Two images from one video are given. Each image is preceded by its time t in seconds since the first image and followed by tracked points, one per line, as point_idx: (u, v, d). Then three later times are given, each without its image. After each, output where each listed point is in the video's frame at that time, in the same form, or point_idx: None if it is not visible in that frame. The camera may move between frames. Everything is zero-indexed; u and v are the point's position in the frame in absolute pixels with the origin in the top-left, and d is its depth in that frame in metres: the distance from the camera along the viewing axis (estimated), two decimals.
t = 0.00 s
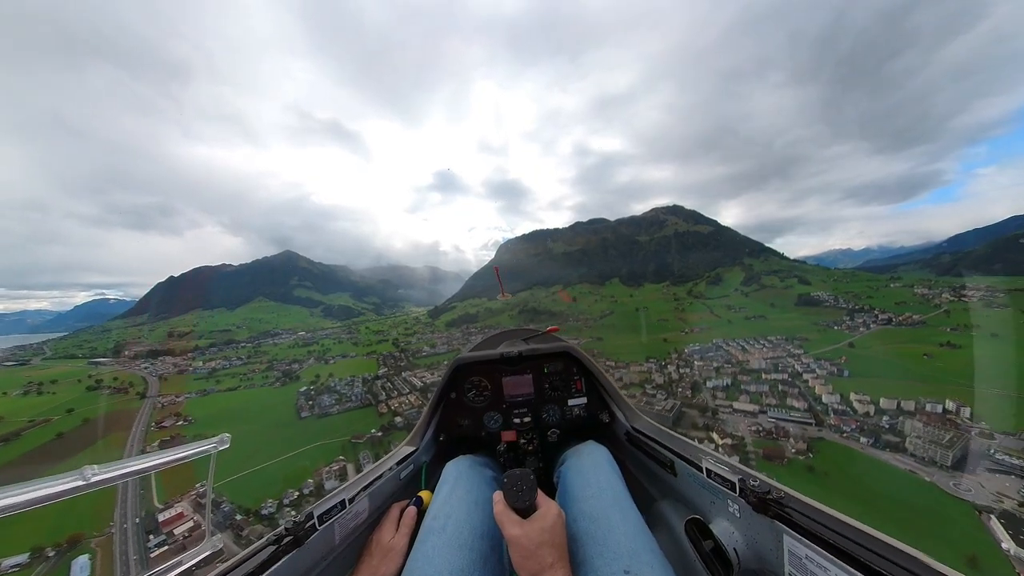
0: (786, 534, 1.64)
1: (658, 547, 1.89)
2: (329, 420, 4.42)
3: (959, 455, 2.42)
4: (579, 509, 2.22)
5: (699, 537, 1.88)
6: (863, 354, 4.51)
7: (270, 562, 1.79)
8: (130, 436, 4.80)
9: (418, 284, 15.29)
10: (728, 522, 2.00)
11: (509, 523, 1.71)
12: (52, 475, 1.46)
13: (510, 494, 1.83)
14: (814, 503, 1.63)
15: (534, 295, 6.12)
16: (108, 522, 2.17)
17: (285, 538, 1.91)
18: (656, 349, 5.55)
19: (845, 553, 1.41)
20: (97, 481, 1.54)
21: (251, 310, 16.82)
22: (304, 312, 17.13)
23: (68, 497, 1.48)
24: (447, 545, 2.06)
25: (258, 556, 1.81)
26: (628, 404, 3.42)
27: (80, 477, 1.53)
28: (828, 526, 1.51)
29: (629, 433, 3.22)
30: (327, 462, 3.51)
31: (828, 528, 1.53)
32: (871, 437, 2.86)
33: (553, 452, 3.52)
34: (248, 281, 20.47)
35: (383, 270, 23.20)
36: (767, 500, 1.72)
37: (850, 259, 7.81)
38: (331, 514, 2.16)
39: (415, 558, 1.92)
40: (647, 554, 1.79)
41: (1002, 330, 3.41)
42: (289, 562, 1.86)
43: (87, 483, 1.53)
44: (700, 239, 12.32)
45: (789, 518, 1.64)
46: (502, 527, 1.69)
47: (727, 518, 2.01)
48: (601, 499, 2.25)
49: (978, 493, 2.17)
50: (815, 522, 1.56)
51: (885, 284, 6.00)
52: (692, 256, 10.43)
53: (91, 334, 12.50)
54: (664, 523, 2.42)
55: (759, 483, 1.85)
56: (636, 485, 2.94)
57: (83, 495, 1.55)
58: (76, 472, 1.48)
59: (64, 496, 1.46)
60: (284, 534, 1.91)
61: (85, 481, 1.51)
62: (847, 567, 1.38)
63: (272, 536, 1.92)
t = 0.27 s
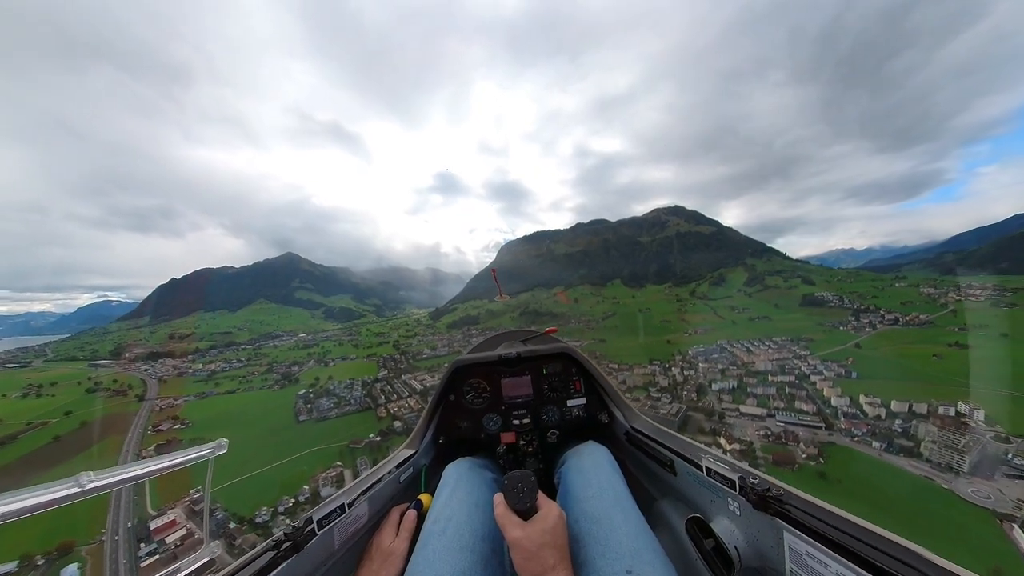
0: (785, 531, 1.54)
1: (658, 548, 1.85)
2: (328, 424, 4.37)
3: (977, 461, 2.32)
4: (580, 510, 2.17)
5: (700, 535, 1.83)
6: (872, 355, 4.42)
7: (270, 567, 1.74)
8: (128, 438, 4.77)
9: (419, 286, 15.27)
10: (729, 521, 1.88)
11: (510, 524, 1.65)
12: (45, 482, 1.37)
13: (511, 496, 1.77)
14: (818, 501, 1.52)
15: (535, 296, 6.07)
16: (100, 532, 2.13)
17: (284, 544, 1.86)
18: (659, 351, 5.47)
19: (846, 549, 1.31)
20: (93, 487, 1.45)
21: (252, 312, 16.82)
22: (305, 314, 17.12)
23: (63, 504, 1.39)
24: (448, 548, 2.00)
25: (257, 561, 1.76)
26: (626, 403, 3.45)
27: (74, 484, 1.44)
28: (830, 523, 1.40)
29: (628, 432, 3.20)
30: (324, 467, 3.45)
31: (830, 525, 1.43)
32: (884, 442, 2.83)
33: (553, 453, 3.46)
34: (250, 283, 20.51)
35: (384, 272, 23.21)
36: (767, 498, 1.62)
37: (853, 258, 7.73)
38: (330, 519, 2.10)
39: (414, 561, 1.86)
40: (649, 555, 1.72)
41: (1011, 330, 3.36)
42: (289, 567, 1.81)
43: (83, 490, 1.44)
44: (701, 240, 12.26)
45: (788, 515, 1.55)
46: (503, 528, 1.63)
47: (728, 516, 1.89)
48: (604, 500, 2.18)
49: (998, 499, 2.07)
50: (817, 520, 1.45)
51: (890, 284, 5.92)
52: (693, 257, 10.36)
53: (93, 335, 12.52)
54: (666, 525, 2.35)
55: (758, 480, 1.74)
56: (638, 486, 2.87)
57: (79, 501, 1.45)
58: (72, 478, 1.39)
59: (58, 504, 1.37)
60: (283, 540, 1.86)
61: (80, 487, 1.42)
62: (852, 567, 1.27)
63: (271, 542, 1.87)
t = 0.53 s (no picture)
0: (786, 531, 1.56)
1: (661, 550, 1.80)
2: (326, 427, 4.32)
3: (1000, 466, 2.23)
4: (581, 509, 2.15)
5: (702, 536, 1.86)
6: (880, 356, 4.34)
7: (273, 570, 1.69)
8: (125, 441, 4.74)
9: (420, 288, 15.25)
10: (729, 521, 1.89)
11: (511, 526, 1.61)
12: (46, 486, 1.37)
13: (512, 498, 1.73)
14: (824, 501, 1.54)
15: (537, 298, 6.01)
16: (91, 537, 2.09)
17: (285, 547, 1.82)
18: (663, 353, 5.42)
19: (846, 549, 1.33)
20: (94, 491, 1.45)
21: (254, 313, 16.84)
22: (307, 315, 17.11)
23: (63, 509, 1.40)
24: (448, 550, 1.96)
25: (258, 565, 1.72)
26: (627, 404, 3.47)
27: (74, 488, 1.44)
28: (831, 524, 1.42)
29: (628, 433, 3.24)
30: (322, 472, 3.40)
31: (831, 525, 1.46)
32: (898, 448, 2.75)
33: (554, 454, 3.42)
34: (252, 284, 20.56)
35: (386, 274, 23.19)
36: (768, 499, 1.64)
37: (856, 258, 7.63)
38: (331, 522, 2.07)
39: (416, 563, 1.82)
40: (649, 556, 1.70)
41: None
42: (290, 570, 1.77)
43: (83, 495, 1.44)
44: (704, 241, 12.17)
45: (789, 516, 1.57)
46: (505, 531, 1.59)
47: (729, 517, 1.90)
48: (604, 500, 2.16)
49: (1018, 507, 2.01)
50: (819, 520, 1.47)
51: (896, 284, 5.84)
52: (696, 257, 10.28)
53: (97, 336, 12.56)
54: (666, 524, 2.35)
55: (760, 481, 1.77)
56: (639, 487, 2.85)
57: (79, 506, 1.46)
58: (73, 482, 1.40)
59: (61, 509, 1.36)
60: (284, 544, 1.82)
61: (80, 492, 1.42)
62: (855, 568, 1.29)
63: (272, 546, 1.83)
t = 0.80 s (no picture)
0: (791, 531, 1.80)
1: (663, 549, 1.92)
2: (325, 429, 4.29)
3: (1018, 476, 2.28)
4: (587, 510, 2.28)
5: (705, 538, 2.16)
6: (890, 359, 4.25)
7: (274, 571, 1.73)
8: (124, 442, 4.74)
9: (423, 289, 15.21)
10: (733, 521, 2.17)
11: (517, 527, 1.71)
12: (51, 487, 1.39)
13: (518, 498, 1.83)
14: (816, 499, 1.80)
15: (540, 299, 5.96)
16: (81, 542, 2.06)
17: (288, 548, 1.86)
18: (667, 356, 5.37)
19: (852, 550, 1.52)
20: (97, 493, 1.47)
21: (257, 313, 16.89)
22: (309, 316, 17.10)
23: (65, 509, 1.42)
24: (452, 551, 2.01)
25: (261, 564, 1.76)
26: (632, 405, 3.45)
27: (78, 489, 1.46)
28: (835, 525, 1.63)
29: (632, 434, 3.23)
30: (320, 476, 3.37)
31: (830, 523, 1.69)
32: (915, 455, 2.70)
33: (557, 455, 3.38)
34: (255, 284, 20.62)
35: (388, 274, 23.15)
36: (772, 500, 1.90)
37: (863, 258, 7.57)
38: (333, 523, 2.13)
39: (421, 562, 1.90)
40: (653, 556, 1.83)
41: None
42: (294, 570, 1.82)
43: (86, 496, 1.46)
44: (708, 242, 12.06)
45: (793, 515, 1.81)
46: (511, 532, 1.70)
47: (733, 517, 2.17)
48: (607, 500, 2.30)
49: None
50: (813, 518, 1.73)
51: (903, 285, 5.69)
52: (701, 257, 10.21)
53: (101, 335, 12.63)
54: (669, 524, 2.57)
55: (764, 481, 2.01)
56: (642, 488, 2.98)
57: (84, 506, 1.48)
58: (77, 483, 1.42)
59: (63, 509, 1.39)
60: (289, 545, 1.86)
61: (84, 493, 1.44)
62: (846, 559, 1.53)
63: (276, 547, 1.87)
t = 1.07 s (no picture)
0: (796, 535, 1.77)
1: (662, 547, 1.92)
2: (325, 431, 4.26)
3: None
4: (590, 510, 2.26)
5: (709, 540, 2.14)
6: (908, 365, 4.17)
7: (277, 568, 1.74)
8: (124, 442, 4.75)
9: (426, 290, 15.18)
10: (736, 524, 2.15)
11: (522, 527, 1.72)
12: (60, 483, 1.42)
13: (524, 499, 1.83)
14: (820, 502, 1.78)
15: (543, 300, 5.90)
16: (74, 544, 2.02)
17: (292, 545, 1.88)
18: (673, 359, 5.29)
19: (858, 555, 1.50)
20: (105, 488, 1.51)
21: (260, 313, 16.96)
22: (312, 316, 17.13)
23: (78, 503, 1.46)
24: (454, 551, 2.00)
25: (266, 561, 1.78)
26: (635, 407, 3.40)
27: (85, 485, 1.49)
28: (841, 529, 1.61)
29: (635, 435, 3.19)
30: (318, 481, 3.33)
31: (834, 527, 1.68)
32: (933, 463, 2.62)
33: (560, 456, 3.35)
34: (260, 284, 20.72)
35: (392, 275, 23.16)
36: (777, 502, 1.88)
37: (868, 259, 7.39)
38: (337, 521, 2.14)
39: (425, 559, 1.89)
40: (657, 559, 1.81)
41: None
42: (297, 568, 1.84)
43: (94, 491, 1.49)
44: (713, 243, 11.94)
45: (798, 518, 1.79)
46: (516, 531, 1.70)
47: (736, 520, 2.16)
48: (609, 501, 2.30)
49: None
50: (818, 520, 1.72)
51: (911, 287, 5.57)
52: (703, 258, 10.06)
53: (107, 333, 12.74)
54: (672, 527, 2.55)
55: (768, 484, 2.00)
56: (645, 488, 2.95)
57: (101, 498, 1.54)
58: (86, 478, 1.46)
59: (73, 504, 1.42)
60: (292, 542, 1.88)
61: (93, 488, 1.48)
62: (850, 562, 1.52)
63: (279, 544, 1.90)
